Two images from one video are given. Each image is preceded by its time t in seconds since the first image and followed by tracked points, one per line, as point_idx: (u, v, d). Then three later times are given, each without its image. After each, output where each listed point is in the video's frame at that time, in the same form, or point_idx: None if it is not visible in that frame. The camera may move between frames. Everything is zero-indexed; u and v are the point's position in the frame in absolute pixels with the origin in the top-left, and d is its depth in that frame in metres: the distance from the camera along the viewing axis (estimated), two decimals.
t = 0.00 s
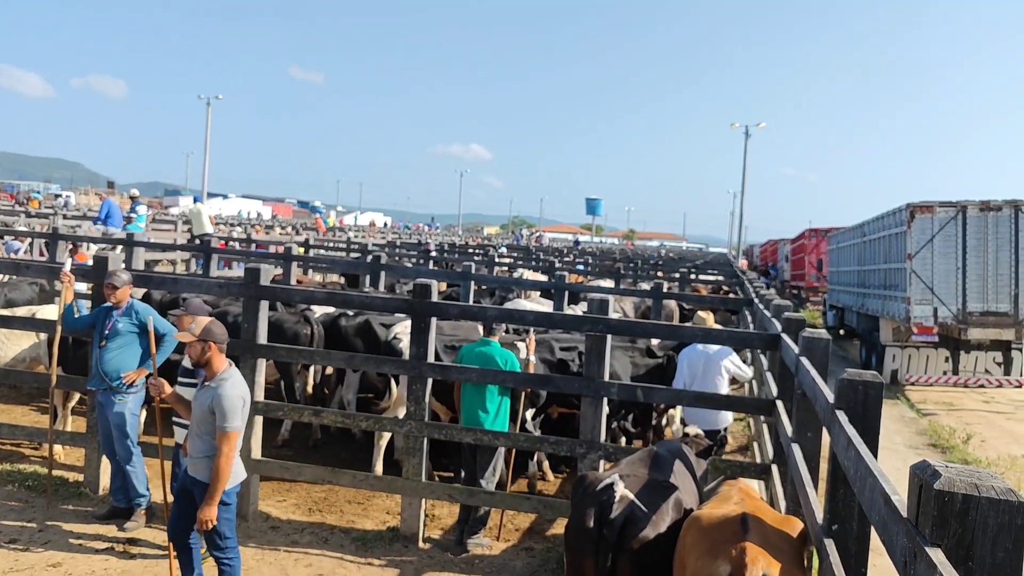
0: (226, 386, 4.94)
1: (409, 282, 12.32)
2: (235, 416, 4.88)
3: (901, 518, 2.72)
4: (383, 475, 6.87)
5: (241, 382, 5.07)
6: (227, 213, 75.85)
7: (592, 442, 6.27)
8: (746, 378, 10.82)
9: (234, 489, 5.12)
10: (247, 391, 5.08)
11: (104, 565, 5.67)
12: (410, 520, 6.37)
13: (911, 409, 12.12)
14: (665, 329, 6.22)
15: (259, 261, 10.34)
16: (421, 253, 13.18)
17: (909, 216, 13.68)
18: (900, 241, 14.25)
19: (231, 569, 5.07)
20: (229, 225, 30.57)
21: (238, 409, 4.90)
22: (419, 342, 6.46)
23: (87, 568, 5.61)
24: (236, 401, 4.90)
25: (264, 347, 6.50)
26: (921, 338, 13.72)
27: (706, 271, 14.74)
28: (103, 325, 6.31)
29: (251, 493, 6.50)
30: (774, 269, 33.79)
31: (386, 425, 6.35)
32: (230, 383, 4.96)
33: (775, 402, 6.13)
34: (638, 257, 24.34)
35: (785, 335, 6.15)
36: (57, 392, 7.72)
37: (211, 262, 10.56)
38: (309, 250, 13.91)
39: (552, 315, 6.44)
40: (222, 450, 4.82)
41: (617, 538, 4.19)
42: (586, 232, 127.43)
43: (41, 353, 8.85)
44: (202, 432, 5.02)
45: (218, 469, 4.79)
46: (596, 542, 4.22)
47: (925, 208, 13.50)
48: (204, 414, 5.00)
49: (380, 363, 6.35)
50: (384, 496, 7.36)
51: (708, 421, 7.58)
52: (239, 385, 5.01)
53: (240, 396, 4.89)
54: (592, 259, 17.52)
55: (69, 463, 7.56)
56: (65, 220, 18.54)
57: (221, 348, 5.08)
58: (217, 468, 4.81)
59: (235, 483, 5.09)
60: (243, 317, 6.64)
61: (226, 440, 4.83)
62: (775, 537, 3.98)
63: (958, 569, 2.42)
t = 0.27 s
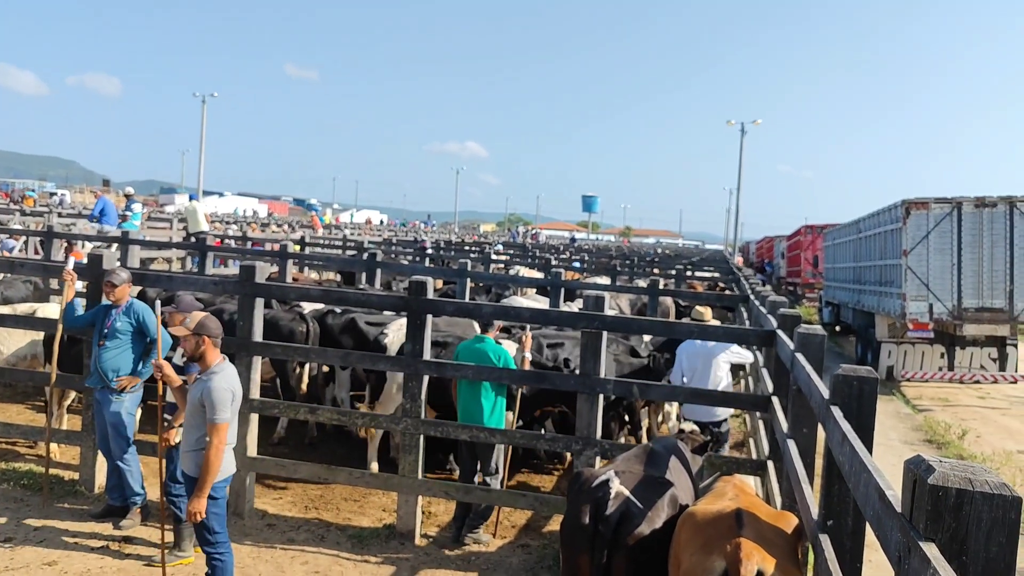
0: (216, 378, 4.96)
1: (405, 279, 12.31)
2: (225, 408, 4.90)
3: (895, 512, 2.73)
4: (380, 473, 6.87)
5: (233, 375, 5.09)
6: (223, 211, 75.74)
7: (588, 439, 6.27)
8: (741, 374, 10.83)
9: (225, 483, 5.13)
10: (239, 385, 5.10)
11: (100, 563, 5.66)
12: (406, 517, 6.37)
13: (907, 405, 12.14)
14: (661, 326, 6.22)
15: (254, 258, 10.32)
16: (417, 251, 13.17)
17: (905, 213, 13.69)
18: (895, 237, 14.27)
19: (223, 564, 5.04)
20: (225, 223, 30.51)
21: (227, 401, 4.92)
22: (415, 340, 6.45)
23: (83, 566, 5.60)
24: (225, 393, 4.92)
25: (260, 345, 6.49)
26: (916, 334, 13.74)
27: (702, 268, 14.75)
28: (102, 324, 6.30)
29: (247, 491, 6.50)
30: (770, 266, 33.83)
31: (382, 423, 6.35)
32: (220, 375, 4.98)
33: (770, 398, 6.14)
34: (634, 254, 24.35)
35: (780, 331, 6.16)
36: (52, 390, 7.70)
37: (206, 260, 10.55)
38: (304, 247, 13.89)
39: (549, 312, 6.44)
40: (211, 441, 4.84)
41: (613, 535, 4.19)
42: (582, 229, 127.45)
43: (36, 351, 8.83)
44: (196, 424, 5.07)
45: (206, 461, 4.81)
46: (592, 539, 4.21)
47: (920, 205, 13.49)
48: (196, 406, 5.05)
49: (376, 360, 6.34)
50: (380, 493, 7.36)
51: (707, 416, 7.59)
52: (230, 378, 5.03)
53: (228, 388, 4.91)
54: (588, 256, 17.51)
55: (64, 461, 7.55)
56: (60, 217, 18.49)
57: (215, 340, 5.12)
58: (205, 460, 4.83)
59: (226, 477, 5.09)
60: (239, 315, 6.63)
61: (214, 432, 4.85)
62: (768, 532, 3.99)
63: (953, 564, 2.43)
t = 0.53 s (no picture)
0: (201, 373, 5.00)
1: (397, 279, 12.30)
2: (206, 402, 4.92)
3: (885, 509, 2.73)
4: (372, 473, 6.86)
5: (220, 370, 5.11)
6: (214, 212, 75.52)
7: (581, 438, 6.28)
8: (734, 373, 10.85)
9: (213, 478, 5.14)
10: (224, 381, 5.11)
11: (91, 566, 5.64)
12: (399, 517, 6.36)
13: (899, 403, 12.18)
14: (653, 325, 6.23)
15: (246, 259, 10.30)
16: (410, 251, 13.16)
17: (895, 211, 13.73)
18: (886, 236, 14.31)
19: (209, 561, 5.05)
20: (216, 224, 30.42)
21: (209, 395, 4.94)
22: (407, 340, 6.44)
23: (74, 569, 5.58)
24: (207, 387, 4.94)
25: (252, 346, 6.48)
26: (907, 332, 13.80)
27: (694, 267, 14.78)
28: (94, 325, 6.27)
29: (239, 493, 6.48)
30: (762, 265, 33.91)
31: (374, 423, 6.34)
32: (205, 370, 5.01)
33: (762, 396, 6.15)
34: (626, 254, 24.37)
35: (771, 329, 6.18)
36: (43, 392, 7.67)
37: (198, 261, 10.52)
38: (296, 248, 13.86)
39: (541, 311, 6.44)
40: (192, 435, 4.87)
41: (605, 533, 4.20)
42: (575, 229, 127.53)
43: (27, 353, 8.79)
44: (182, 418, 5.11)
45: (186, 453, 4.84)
46: (584, 537, 4.22)
47: (910, 203, 13.53)
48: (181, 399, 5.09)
49: (367, 360, 6.33)
50: (373, 494, 7.35)
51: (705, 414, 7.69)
52: (216, 373, 5.06)
53: (210, 382, 4.93)
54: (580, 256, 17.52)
55: (55, 464, 7.52)
56: (50, 219, 18.40)
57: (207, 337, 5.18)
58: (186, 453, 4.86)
59: (213, 472, 5.10)
60: (230, 316, 6.61)
61: (195, 425, 4.87)
62: (759, 529, 4.00)
63: (942, 560, 2.43)
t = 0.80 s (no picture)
0: (179, 374, 5.03)
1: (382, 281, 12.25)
2: (181, 403, 4.94)
3: (867, 507, 2.74)
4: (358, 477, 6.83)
5: (201, 373, 5.14)
6: (197, 215, 75.08)
7: (566, 439, 6.28)
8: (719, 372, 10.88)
9: (191, 480, 5.13)
10: (204, 384, 5.12)
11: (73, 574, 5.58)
12: (385, 521, 6.33)
13: (883, 400, 12.26)
14: (637, 325, 6.23)
15: (230, 262, 10.24)
16: (394, 253, 13.12)
17: (877, 210, 13.81)
18: (869, 234, 14.40)
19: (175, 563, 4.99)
20: (200, 228, 30.23)
21: (185, 396, 4.96)
22: (392, 342, 6.41)
23: None
24: (183, 388, 4.97)
25: (235, 350, 6.44)
26: (890, 330, 13.90)
27: (679, 266, 14.82)
28: (73, 332, 6.21)
29: (223, 498, 6.44)
30: (747, 265, 34.07)
31: (359, 426, 6.31)
32: (185, 372, 5.05)
33: (747, 395, 6.17)
34: (610, 254, 24.42)
35: (756, 328, 6.20)
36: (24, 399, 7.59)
37: (181, 265, 10.45)
38: (280, 250, 13.80)
39: (525, 312, 6.42)
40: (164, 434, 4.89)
41: (590, 534, 4.19)
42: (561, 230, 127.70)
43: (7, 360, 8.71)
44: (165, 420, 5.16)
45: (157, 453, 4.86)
46: (570, 538, 4.21)
47: (892, 202, 13.63)
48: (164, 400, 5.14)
49: (352, 364, 6.30)
50: (359, 498, 7.32)
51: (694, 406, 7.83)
52: (195, 375, 5.07)
53: (186, 382, 4.96)
54: (564, 256, 17.52)
55: (37, 471, 7.44)
56: (30, 224, 18.23)
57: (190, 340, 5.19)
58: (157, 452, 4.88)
59: (190, 473, 5.10)
60: (212, 320, 6.57)
61: (168, 425, 4.89)
62: (744, 529, 4.01)
63: (924, 557, 2.44)
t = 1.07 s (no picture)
0: (152, 373, 5.00)
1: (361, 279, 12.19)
2: (152, 402, 4.91)
3: (842, 502, 2.76)
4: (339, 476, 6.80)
5: (176, 373, 5.11)
6: (176, 214, 74.46)
7: (547, 435, 6.28)
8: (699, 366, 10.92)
9: (163, 479, 5.09)
10: (178, 384, 5.08)
11: None
12: (367, 520, 6.31)
13: (862, 392, 12.35)
14: (617, 320, 6.23)
15: (207, 262, 10.16)
16: (374, 251, 13.08)
17: (855, 203, 13.91)
18: (847, 227, 14.50)
19: (123, 562, 4.99)
20: (177, 227, 29.98)
21: (156, 395, 4.94)
22: (371, 341, 6.38)
23: None
24: (154, 387, 4.94)
25: (213, 351, 6.38)
26: (869, 322, 14.01)
27: (660, 261, 14.86)
28: (46, 335, 6.15)
29: (203, 500, 6.39)
30: (727, 258, 34.24)
31: (339, 426, 6.28)
32: (157, 371, 5.01)
33: (726, 389, 6.20)
34: (591, 250, 24.46)
35: (735, 323, 6.23)
36: None
37: (157, 265, 10.36)
38: (258, 249, 13.70)
39: (505, 309, 6.41)
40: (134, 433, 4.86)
41: (570, 532, 4.20)
42: (543, 225, 127.77)
43: None
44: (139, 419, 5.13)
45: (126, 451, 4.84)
46: (550, 535, 4.21)
47: (870, 195, 13.73)
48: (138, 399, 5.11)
49: (331, 363, 6.27)
50: (341, 497, 7.30)
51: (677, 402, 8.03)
52: (169, 375, 5.04)
53: (156, 382, 4.93)
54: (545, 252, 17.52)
55: (13, 476, 7.36)
56: (3, 225, 18.01)
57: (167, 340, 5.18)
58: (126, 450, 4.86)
59: (161, 473, 5.06)
60: (190, 321, 6.51)
61: (139, 424, 4.87)
62: (723, 523, 4.02)
63: (898, 550, 2.45)
